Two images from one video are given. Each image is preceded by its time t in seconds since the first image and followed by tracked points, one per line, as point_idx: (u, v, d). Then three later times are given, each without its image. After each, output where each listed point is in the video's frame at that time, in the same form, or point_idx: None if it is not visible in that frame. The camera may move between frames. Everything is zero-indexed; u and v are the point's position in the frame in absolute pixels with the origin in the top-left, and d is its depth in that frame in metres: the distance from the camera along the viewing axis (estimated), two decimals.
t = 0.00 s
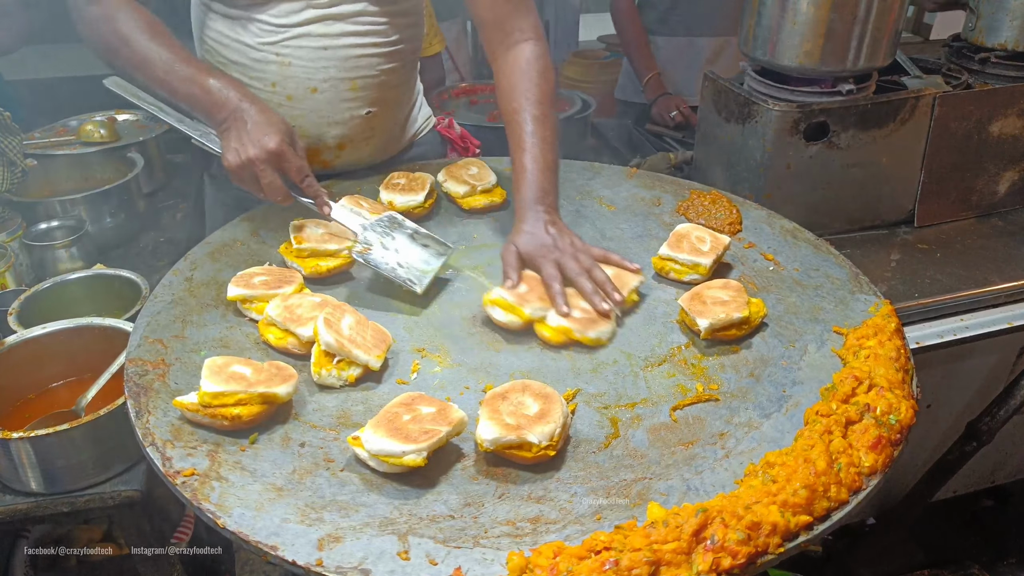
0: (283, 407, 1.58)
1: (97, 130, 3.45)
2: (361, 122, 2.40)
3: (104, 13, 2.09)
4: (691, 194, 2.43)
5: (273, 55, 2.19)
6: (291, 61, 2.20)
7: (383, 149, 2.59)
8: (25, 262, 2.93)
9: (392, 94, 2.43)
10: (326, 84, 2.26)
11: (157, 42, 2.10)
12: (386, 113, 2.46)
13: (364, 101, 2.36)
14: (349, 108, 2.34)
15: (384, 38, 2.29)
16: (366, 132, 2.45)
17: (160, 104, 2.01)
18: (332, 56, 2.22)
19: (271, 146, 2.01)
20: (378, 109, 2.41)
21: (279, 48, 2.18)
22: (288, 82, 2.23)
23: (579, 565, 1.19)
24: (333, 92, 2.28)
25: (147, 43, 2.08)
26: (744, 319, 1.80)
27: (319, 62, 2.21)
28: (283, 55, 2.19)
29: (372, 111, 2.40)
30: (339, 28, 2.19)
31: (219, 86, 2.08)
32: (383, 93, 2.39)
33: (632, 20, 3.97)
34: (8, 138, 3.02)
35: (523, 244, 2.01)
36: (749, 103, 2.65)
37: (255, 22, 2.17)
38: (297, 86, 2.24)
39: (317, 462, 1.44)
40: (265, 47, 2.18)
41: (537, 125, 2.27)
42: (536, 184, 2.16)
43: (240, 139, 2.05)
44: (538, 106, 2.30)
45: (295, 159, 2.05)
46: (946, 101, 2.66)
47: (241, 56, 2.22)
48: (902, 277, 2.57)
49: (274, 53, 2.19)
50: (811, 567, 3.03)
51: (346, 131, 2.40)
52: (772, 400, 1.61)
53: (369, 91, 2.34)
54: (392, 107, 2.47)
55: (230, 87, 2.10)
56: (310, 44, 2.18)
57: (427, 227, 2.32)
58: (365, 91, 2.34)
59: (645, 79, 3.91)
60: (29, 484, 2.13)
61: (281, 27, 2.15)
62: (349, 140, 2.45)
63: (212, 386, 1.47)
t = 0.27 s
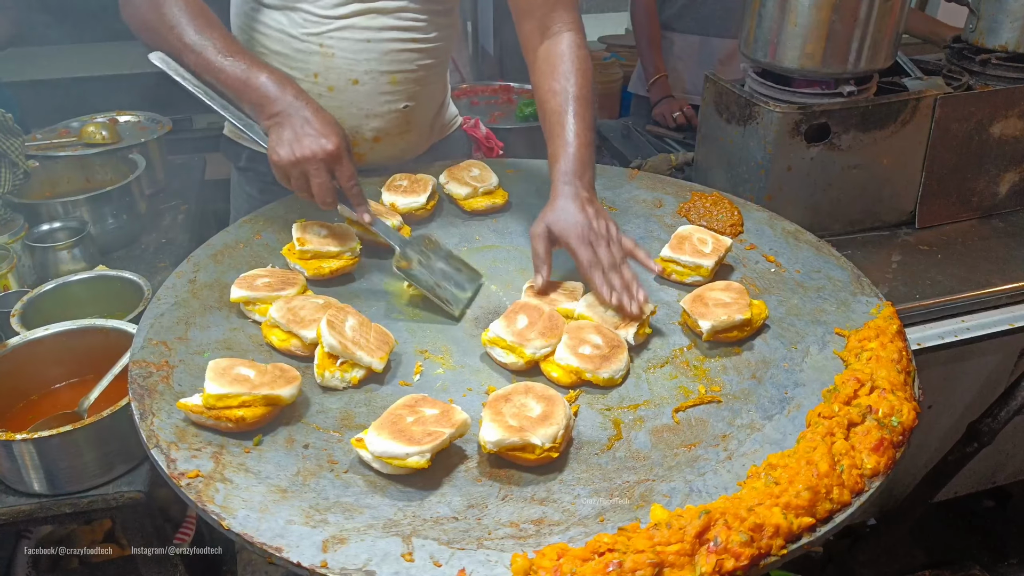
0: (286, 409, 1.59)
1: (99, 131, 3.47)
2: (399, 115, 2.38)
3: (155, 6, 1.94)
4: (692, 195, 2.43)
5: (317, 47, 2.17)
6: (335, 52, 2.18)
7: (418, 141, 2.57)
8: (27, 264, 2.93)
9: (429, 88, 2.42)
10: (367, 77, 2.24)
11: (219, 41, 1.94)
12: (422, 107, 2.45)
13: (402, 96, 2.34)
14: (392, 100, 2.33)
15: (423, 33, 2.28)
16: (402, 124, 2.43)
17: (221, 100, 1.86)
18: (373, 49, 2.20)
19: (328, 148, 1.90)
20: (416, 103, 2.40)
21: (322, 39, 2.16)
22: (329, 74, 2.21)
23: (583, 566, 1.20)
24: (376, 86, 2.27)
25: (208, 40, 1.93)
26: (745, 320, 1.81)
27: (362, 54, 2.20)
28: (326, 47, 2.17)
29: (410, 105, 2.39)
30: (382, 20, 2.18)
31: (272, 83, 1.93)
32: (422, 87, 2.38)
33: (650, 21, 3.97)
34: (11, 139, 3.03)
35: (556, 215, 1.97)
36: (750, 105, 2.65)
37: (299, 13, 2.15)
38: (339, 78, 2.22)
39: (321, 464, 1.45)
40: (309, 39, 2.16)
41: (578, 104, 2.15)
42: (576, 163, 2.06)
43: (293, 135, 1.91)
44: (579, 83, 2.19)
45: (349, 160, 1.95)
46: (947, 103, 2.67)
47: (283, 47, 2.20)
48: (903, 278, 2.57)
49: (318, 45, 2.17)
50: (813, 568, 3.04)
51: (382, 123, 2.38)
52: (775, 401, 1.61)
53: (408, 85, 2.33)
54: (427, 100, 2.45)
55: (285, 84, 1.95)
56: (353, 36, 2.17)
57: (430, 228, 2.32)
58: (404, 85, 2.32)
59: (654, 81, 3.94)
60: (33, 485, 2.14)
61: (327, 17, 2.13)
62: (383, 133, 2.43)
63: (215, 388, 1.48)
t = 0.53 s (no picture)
0: (297, 409, 1.60)
1: (105, 131, 3.52)
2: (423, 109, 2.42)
3: (283, 24, 1.74)
4: (698, 196, 2.44)
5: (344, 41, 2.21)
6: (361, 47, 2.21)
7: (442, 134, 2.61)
8: (34, 264, 2.94)
9: (452, 81, 2.45)
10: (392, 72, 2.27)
11: (358, 65, 1.73)
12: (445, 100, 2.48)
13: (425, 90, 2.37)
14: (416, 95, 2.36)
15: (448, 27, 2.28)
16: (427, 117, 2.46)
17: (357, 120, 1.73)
18: (398, 44, 2.22)
19: (525, 184, 1.70)
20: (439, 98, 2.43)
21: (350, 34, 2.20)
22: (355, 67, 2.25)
23: (595, 565, 1.21)
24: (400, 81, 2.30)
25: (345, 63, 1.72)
26: (753, 321, 1.81)
27: (386, 49, 2.23)
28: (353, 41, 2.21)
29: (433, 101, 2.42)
30: (407, 15, 2.19)
31: (456, 130, 1.72)
32: (444, 81, 2.41)
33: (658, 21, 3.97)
34: (16, 138, 3.07)
35: (620, 200, 1.89)
36: (755, 105, 2.66)
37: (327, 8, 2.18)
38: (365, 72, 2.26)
39: (332, 463, 1.45)
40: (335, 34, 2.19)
41: (621, 87, 2.05)
42: (635, 146, 1.98)
43: (485, 175, 1.71)
44: (618, 66, 2.08)
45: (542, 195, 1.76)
46: (952, 104, 2.68)
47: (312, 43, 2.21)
48: (908, 279, 2.58)
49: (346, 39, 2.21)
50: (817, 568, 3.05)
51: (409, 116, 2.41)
52: (782, 401, 1.62)
53: (431, 78, 2.35)
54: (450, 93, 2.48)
55: (468, 128, 1.73)
56: (379, 30, 2.20)
57: (436, 228, 2.33)
58: (427, 79, 2.35)
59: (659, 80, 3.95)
60: (42, 484, 2.14)
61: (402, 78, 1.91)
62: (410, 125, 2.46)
63: (228, 387, 1.49)
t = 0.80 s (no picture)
0: (315, 406, 1.60)
1: (113, 130, 3.50)
2: (439, 121, 2.41)
3: None
4: (709, 195, 2.45)
5: (373, 46, 2.20)
6: (391, 55, 2.21)
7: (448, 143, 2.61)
8: (43, 262, 2.94)
9: (469, 95, 2.44)
10: (417, 83, 2.27)
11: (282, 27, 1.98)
12: (460, 113, 2.47)
13: (446, 103, 2.37)
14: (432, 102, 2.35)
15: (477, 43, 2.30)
16: (439, 129, 2.46)
17: (267, 70, 1.88)
18: (426, 57, 2.23)
19: (367, 149, 1.88)
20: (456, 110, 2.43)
21: (379, 41, 2.20)
22: (381, 74, 2.24)
23: (618, 561, 1.21)
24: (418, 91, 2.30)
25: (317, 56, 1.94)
26: (766, 319, 1.82)
27: (414, 61, 2.23)
28: (382, 48, 2.21)
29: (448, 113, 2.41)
30: (441, 31, 2.20)
31: (321, 68, 1.94)
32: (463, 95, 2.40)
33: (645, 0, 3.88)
34: (24, 137, 3.08)
35: (543, 268, 1.90)
36: (764, 105, 2.67)
37: (361, 12, 2.18)
38: (390, 80, 2.25)
39: (352, 461, 1.46)
40: (366, 38, 2.20)
41: (586, 133, 2.06)
42: (570, 207, 2.00)
43: (336, 126, 1.90)
44: (590, 126, 2.06)
45: (385, 163, 1.92)
46: (960, 104, 2.69)
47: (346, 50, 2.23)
48: (916, 278, 2.59)
49: (374, 46, 2.20)
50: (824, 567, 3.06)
51: (423, 127, 2.41)
52: (798, 399, 1.63)
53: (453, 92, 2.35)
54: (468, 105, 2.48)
55: (333, 70, 1.95)
56: (409, 41, 2.20)
57: (448, 227, 2.34)
58: (450, 94, 2.35)
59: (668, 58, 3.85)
60: (54, 482, 2.15)
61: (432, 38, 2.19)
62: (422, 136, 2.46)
63: (247, 385, 1.49)
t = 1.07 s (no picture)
0: (332, 403, 1.61)
1: (120, 130, 3.51)
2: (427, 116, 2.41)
3: (301, 16, 1.75)
4: (719, 193, 2.46)
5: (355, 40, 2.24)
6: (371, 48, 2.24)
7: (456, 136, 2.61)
8: (52, 262, 2.95)
9: (459, 90, 2.43)
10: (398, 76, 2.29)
11: (369, 62, 1.70)
12: (450, 108, 2.47)
13: (432, 96, 2.37)
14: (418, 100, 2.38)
15: (460, 37, 2.29)
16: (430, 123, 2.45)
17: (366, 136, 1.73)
18: (407, 51, 2.25)
19: (499, 200, 1.58)
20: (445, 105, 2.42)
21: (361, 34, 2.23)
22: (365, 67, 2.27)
23: (639, 554, 1.22)
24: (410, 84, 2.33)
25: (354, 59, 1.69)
26: (779, 316, 1.83)
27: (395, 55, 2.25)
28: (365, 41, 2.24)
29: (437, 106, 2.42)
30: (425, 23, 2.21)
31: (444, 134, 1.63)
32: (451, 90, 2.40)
33: None
34: (33, 137, 3.09)
35: (632, 201, 1.73)
36: (771, 104, 2.68)
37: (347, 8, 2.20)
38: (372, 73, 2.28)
39: (370, 456, 1.47)
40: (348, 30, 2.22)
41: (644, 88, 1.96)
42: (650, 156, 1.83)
43: (464, 192, 1.62)
44: (641, 65, 1.99)
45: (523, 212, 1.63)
46: (966, 102, 2.70)
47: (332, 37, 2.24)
48: (924, 276, 2.61)
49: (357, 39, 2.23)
50: (830, 564, 3.07)
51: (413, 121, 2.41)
52: (812, 395, 1.64)
53: (439, 85, 2.36)
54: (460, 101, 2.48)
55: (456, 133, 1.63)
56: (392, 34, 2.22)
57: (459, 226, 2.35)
58: (435, 86, 2.35)
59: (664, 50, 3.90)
60: (67, 480, 2.16)
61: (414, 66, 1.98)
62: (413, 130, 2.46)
63: (267, 381, 1.50)
